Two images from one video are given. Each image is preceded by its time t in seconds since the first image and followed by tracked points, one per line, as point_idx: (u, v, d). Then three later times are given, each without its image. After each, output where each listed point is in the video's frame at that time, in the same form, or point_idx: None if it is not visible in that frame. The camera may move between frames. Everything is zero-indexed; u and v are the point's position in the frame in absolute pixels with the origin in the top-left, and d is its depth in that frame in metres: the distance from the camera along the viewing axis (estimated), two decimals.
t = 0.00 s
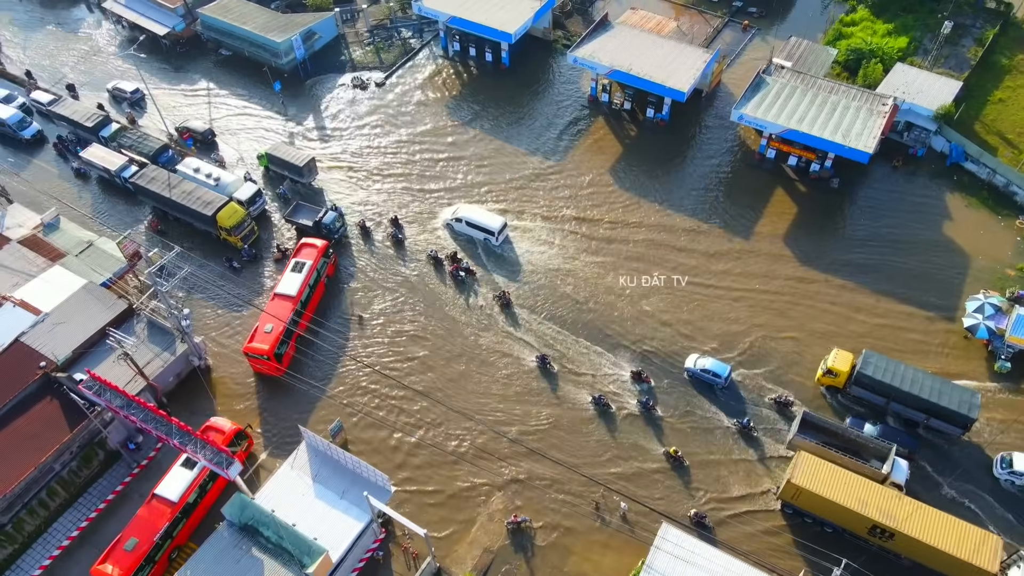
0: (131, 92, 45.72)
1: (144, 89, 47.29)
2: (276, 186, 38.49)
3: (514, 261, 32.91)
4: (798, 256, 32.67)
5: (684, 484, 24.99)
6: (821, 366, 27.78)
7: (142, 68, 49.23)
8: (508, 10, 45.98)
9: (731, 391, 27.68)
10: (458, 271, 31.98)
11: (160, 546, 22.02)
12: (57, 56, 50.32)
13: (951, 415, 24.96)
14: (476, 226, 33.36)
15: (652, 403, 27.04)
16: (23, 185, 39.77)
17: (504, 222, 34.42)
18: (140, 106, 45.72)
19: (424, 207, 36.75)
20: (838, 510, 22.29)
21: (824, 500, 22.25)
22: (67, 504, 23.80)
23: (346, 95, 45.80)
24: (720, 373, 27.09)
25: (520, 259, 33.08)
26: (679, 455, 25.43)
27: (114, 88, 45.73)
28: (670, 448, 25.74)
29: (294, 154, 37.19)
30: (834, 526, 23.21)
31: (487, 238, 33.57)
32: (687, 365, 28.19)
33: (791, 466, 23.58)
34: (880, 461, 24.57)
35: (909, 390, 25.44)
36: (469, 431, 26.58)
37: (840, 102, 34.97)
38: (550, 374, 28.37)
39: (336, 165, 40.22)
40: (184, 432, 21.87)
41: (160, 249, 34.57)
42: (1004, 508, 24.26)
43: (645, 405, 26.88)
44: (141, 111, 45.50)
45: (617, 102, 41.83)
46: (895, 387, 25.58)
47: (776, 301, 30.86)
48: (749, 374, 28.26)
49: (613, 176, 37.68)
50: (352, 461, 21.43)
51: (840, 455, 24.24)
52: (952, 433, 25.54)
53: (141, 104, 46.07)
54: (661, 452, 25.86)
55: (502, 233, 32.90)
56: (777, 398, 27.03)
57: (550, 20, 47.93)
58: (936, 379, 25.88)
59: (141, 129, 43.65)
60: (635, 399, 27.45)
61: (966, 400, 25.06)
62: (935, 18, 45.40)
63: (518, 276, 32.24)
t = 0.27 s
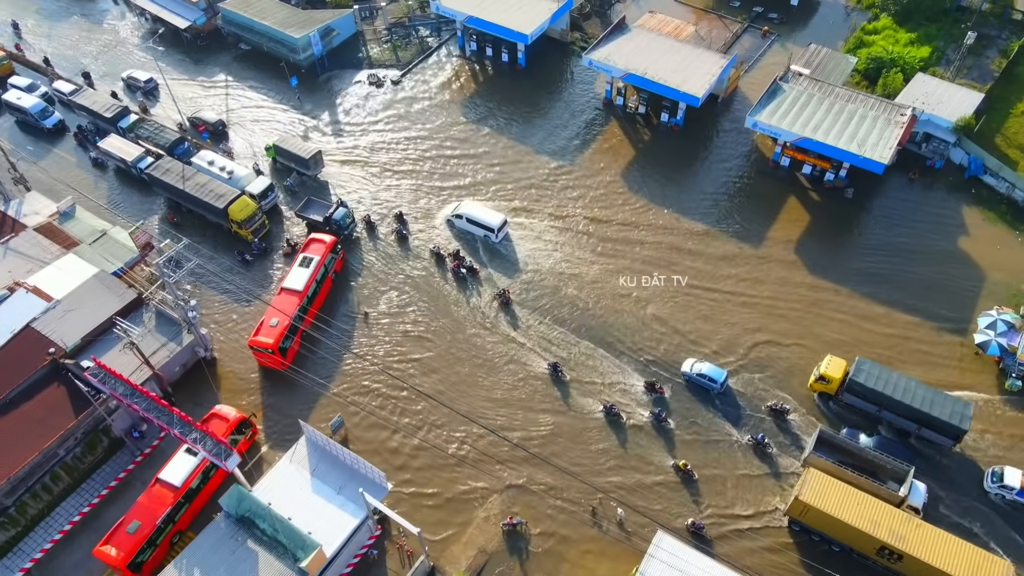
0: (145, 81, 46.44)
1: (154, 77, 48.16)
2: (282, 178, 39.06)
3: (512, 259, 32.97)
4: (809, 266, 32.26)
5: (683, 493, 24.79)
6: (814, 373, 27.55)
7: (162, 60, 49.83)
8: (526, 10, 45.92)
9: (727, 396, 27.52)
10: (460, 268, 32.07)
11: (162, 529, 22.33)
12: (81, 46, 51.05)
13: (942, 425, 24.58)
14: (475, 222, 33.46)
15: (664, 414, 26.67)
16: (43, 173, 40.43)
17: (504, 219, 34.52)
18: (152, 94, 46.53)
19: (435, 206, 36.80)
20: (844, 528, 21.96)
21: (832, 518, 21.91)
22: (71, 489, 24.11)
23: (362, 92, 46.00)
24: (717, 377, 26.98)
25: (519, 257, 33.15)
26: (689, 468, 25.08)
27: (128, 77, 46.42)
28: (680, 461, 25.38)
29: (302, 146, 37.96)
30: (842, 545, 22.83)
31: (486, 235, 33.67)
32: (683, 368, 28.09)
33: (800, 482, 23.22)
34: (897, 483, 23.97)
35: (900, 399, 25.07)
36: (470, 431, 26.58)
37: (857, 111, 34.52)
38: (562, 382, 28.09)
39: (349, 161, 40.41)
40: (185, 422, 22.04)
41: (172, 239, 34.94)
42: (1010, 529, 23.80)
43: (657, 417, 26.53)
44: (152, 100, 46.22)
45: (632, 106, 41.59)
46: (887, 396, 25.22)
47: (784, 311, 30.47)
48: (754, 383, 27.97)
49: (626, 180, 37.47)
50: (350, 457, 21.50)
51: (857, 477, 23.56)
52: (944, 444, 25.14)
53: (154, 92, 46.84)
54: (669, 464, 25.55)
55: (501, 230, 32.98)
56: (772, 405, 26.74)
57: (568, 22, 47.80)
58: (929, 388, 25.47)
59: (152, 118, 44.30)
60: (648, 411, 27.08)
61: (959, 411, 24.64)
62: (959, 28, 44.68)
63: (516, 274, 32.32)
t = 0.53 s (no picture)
0: (159, 71, 47.26)
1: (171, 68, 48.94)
2: (289, 171, 39.59)
3: (511, 256, 33.19)
4: (819, 276, 31.87)
5: (681, 502, 24.61)
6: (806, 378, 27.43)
7: (182, 53, 50.39)
8: (544, 12, 45.85)
9: (723, 401, 27.44)
10: (461, 265, 32.24)
11: (164, 514, 22.58)
12: (104, 38, 51.75)
13: (933, 435, 24.41)
14: (476, 218, 33.69)
15: (676, 427, 26.33)
16: (61, 162, 41.08)
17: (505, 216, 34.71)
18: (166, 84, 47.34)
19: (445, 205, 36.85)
20: (853, 549, 21.64)
21: (839, 537, 21.59)
22: (74, 474, 24.44)
23: (378, 89, 46.18)
24: (713, 382, 26.93)
25: (518, 254, 33.38)
26: (698, 483, 24.79)
27: (143, 66, 47.30)
28: (690, 475, 25.08)
29: (309, 139, 38.41)
30: (849, 566, 22.43)
31: (487, 232, 33.89)
32: (680, 372, 28.08)
33: (807, 500, 22.93)
34: (915, 507, 23.27)
35: (891, 407, 24.92)
36: (470, 432, 26.60)
37: (874, 121, 34.06)
38: (573, 391, 27.81)
39: (362, 158, 40.62)
40: (187, 412, 22.23)
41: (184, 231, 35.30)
42: (1015, 551, 23.34)
43: (669, 430, 26.17)
44: (167, 90, 47.00)
45: (647, 110, 41.37)
46: (878, 404, 25.07)
47: (792, 320, 30.14)
48: (759, 393, 27.68)
49: (637, 184, 37.26)
50: (348, 452, 21.58)
51: (872, 499, 22.76)
52: (935, 454, 24.96)
53: (168, 82, 47.73)
54: (679, 478, 25.25)
55: (501, 227, 33.14)
56: (768, 413, 26.61)
57: (585, 24, 47.66)
58: (921, 398, 25.30)
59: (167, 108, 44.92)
60: (658, 423, 26.80)
61: (950, 421, 24.46)
62: (983, 39, 43.96)
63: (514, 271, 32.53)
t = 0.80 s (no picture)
0: (175, 61, 48.06)
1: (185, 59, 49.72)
2: (298, 163, 40.12)
3: (510, 252, 33.38)
4: (830, 286, 31.47)
5: (680, 510, 24.42)
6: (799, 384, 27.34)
7: (202, 46, 50.92)
8: (561, 14, 45.77)
9: (720, 406, 27.31)
10: (464, 262, 32.34)
11: (166, 500, 22.80)
12: (127, 30, 52.39)
13: (924, 445, 24.35)
14: (478, 215, 33.88)
15: (688, 440, 25.94)
16: (80, 151, 41.70)
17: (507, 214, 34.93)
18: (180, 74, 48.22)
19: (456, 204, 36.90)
20: (859, 570, 21.36)
21: (845, 557, 21.33)
22: (79, 460, 24.75)
23: (394, 87, 46.35)
24: (708, 387, 26.81)
25: (517, 250, 33.60)
26: (706, 498, 24.42)
27: (159, 56, 48.08)
28: (698, 490, 24.72)
29: (319, 131, 39.04)
30: None
31: (488, 228, 34.07)
32: (677, 375, 28.00)
33: (815, 517, 22.70)
34: (932, 534, 22.49)
35: (882, 415, 24.85)
36: (470, 432, 26.58)
37: (891, 131, 33.60)
38: (583, 401, 27.51)
39: (375, 155, 40.81)
40: (189, 403, 22.44)
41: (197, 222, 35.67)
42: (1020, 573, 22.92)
43: (681, 443, 25.78)
44: (179, 78, 47.98)
45: (661, 114, 41.13)
46: (870, 411, 25.01)
47: (800, 331, 29.79)
48: (764, 402, 27.36)
49: (649, 189, 37.06)
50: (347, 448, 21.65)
51: (887, 522, 22.11)
52: (925, 463, 24.89)
53: (184, 74, 48.44)
54: (686, 492, 24.91)
55: (502, 224, 33.32)
56: (763, 419, 26.43)
57: (603, 26, 47.49)
58: (913, 406, 25.24)
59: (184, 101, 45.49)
60: (672, 436, 26.40)
61: (941, 430, 24.40)
62: (1007, 50, 43.28)
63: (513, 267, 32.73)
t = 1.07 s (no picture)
0: (190, 52, 48.79)
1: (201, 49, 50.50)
2: (306, 155, 40.78)
3: (510, 248, 33.62)
4: (840, 297, 31.06)
5: (679, 518, 24.19)
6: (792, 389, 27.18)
7: (222, 40, 51.45)
8: (579, 15, 45.66)
9: (716, 411, 27.14)
10: (466, 258, 32.52)
11: (168, 487, 23.03)
12: (150, 23, 53.03)
13: (913, 453, 24.16)
14: (479, 211, 34.05)
15: (700, 455, 25.50)
16: (99, 142, 42.31)
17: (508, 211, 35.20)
18: (195, 63, 48.88)
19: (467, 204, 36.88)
20: None
21: None
22: (85, 446, 25.09)
23: (410, 85, 46.51)
24: (703, 390, 26.68)
25: (516, 245, 33.85)
26: (714, 515, 23.92)
27: (175, 47, 48.77)
28: (705, 506, 24.30)
29: (327, 124, 39.69)
30: None
31: (489, 225, 34.25)
32: (672, 377, 27.96)
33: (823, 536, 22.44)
34: (949, 562, 22.02)
35: (873, 422, 24.68)
36: (470, 432, 26.55)
37: (909, 142, 33.11)
38: (596, 413, 27.14)
39: (388, 153, 40.98)
40: (192, 394, 22.66)
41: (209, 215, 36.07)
42: None
43: (693, 458, 25.36)
44: (192, 68, 48.68)
45: (676, 119, 40.87)
46: (860, 417, 24.86)
47: (807, 341, 29.44)
48: (768, 412, 27.05)
49: (661, 194, 36.82)
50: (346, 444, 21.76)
51: (902, 549, 21.62)
52: (914, 471, 24.69)
53: (197, 64, 49.14)
54: (695, 507, 24.47)
55: (503, 221, 33.57)
56: (757, 425, 26.20)
57: (620, 29, 47.29)
58: (905, 414, 25.04)
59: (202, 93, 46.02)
60: (681, 449, 26.03)
61: (931, 439, 24.19)
62: None
63: (512, 262, 32.93)
